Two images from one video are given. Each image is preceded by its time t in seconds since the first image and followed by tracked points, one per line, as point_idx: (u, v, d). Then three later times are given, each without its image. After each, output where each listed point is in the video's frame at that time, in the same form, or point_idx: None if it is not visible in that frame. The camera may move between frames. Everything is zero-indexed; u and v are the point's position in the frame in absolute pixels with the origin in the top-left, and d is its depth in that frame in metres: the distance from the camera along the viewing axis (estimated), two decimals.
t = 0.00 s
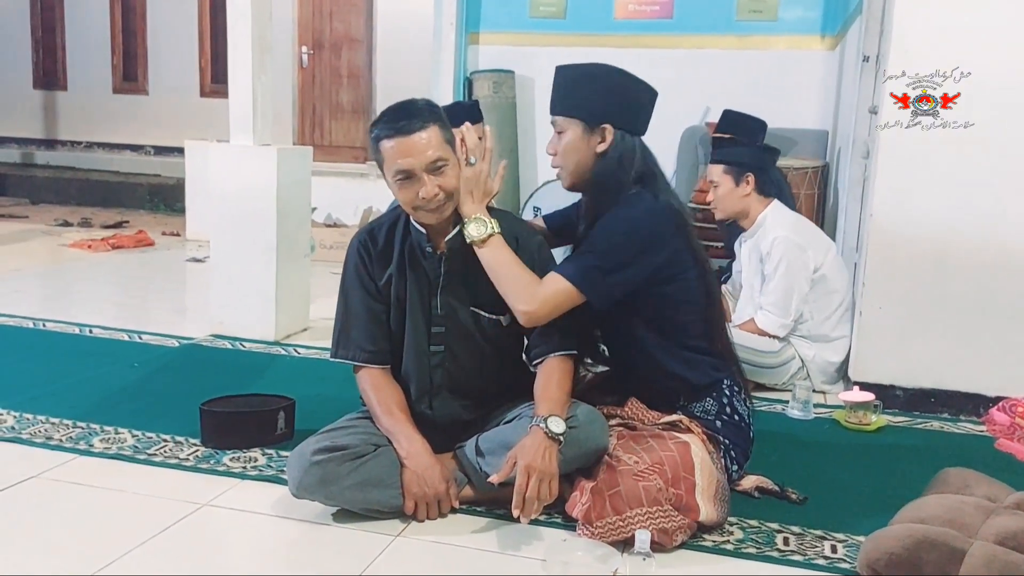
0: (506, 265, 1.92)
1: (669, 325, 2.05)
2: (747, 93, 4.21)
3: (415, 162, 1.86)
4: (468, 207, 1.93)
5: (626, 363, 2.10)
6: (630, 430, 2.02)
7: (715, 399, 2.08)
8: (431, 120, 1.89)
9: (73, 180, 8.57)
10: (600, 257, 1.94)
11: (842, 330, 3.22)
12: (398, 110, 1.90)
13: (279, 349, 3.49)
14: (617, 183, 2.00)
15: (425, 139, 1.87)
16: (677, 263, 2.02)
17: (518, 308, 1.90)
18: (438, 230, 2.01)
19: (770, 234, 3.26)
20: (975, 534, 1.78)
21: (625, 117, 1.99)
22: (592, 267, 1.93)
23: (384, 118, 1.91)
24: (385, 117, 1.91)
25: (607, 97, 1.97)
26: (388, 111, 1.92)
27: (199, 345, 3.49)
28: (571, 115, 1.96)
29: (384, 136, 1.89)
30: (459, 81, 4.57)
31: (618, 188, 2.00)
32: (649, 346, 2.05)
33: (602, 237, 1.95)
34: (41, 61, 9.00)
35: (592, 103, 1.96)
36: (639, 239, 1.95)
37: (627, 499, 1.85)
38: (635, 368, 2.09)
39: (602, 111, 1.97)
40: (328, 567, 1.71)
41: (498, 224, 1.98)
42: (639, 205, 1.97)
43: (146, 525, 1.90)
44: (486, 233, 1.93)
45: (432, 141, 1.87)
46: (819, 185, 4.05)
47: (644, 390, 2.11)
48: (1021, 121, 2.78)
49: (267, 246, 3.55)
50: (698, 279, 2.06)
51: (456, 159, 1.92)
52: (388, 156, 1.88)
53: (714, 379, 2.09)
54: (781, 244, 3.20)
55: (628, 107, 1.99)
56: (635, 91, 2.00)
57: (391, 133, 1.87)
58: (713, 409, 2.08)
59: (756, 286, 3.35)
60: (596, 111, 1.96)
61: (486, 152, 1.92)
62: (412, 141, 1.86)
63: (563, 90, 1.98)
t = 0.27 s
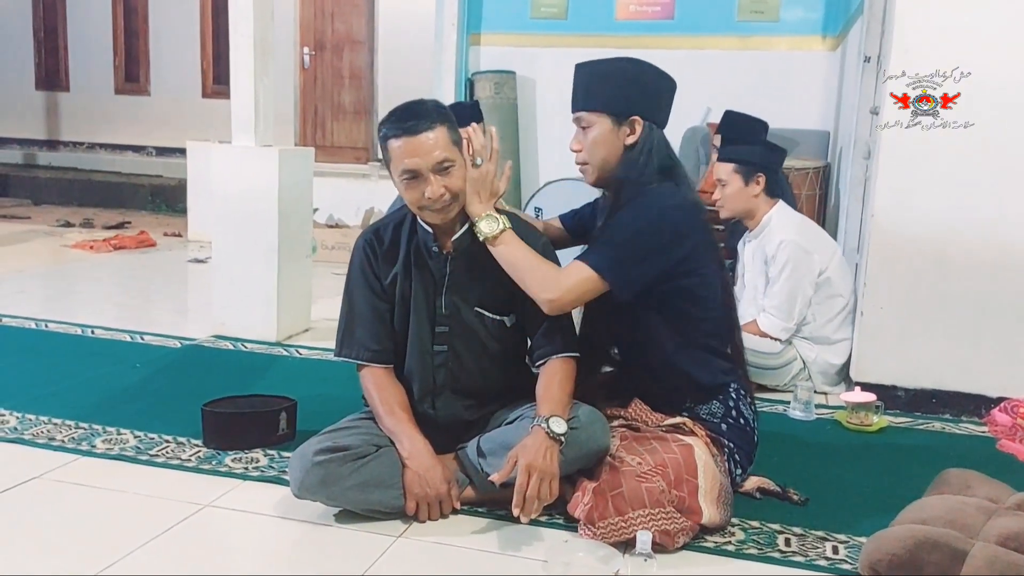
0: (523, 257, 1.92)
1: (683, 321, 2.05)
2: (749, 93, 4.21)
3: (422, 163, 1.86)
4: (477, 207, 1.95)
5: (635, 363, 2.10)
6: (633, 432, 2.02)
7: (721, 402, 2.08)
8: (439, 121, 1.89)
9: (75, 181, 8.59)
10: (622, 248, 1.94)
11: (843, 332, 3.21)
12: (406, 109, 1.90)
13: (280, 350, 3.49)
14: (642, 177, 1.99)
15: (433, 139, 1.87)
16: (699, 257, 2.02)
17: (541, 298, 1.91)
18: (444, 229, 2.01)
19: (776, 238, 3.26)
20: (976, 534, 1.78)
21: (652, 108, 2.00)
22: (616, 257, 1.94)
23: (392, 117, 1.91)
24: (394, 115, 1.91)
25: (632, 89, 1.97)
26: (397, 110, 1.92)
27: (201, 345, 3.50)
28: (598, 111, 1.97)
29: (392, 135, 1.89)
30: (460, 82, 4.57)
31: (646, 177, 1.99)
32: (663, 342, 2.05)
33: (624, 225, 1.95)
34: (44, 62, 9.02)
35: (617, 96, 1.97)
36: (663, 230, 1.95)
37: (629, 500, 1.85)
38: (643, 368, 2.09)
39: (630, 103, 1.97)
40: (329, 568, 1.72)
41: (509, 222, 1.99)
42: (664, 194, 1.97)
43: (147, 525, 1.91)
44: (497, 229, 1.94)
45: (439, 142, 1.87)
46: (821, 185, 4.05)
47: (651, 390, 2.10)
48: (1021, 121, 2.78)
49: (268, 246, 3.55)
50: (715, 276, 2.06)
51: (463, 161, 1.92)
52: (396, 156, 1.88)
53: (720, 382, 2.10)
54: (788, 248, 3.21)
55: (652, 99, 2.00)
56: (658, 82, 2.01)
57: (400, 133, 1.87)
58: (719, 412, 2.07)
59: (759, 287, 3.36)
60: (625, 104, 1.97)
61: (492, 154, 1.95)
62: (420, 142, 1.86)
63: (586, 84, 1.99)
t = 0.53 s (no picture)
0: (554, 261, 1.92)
1: (694, 321, 2.05)
2: (750, 93, 4.21)
3: (427, 163, 1.86)
4: (504, 210, 1.96)
5: (639, 362, 2.10)
6: (635, 432, 2.02)
7: (724, 402, 2.08)
8: (442, 121, 1.90)
9: (76, 181, 8.60)
10: (649, 243, 1.93)
11: (845, 332, 3.21)
12: (410, 110, 1.90)
13: (282, 350, 3.49)
14: (660, 171, 2.00)
15: (437, 139, 1.87)
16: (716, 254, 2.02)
17: (571, 302, 1.91)
18: (447, 229, 2.02)
19: (777, 238, 3.26)
20: (978, 534, 1.78)
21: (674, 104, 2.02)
22: (641, 255, 1.93)
23: (395, 118, 1.91)
24: (397, 116, 1.91)
25: (653, 84, 1.99)
26: (400, 110, 1.93)
27: (203, 346, 3.50)
28: (624, 99, 1.98)
29: (396, 136, 1.89)
30: (461, 82, 4.57)
31: (661, 174, 2.00)
32: (673, 343, 2.04)
33: (649, 223, 1.94)
34: (45, 62, 9.03)
35: (639, 90, 1.98)
36: (683, 225, 1.94)
37: (630, 500, 1.85)
38: (648, 368, 2.08)
39: (652, 97, 1.99)
40: (331, 568, 1.72)
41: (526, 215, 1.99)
42: (681, 191, 1.98)
43: (149, 525, 1.91)
44: (526, 234, 1.93)
45: (444, 143, 1.88)
46: (822, 185, 4.05)
47: (654, 390, 2.10)
48: (1022, 121, 2.78)
49: (270, 246, 3.56)
50: (727, 274, 2.06)
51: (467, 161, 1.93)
52: (401, 156, 1.88)
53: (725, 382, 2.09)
54: (789, 248, 3.21)
55: (675, 94, 2.02)
56: (681, 80, 2.03)
57: (404, 133, 1.88)
58: (722, 412, 2.07)
59: (760, 288, 3.36)
60: (648, 97, 1.98)
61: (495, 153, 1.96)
62: (425, 142, 1.87)
63: (611, 76, 2.00)
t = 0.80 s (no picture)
0: (568, 252, 1.91)
1: (700, 322, 2.04)
2: (752, 94, 4.21)
3: (433, 160, 1.86)
4: (513, 199, 1.96)
5: (644, 362, 2.09)
6: (637, 433, 2.02)
7: (728, 404, 2.07)
8: (448, 120, 1.90)
9: (77, 181, 8.60)
10: (659, 242, 1.92)
11: (846, 331, 3.21)
12: (416, 109, 1.91)
13: (283, 350, 3.50)
14: (671, 167, 1.99)
15: (443, 137, 1.87)
16: (725, 256, 2.02)
17: (585, 291, 1.90)
18: (451, 228, 2.02)
19: (777, 239, 3.27)
20: (978, 534, 1.78)
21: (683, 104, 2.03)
22: (656, 247, 1.92)
23: (401, 116, 1.92)
24: (404, 114, 1.92)
25: (662, 84, 1.99)
26: (406, 108, 1.93)
27: (203, 346, 3.50)
28: (633, 98, 1.98)
29: (402, 134, 1.89)
30: (462, 82, 4.58)
31: (674, 171, 1.99)
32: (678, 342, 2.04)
33: (666, 217, 1.93)
34: (46, 63, 9.04)
35: (649, 88, 1.98)
36: (697, 220, 1.94)
37: (632, 500, 1.85)
38: (654, 367, 2.08)
39: (661, 96, 1.99)
40: (331, 568, 1.72)
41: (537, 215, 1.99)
42: (692, 188, 1.98)
43: (149, 525, 1.91)
44: (540, 220, 1.91)
45: (449, 140, 1.88)
46: (823, 186, 4.05)
47: (659, 390, 2.09)
48: (1022, 121, 2.78)
49: (270, 247, 3.56)
50: (735, 275, 2.07)
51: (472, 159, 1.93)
52: (406, 154, 1.88)
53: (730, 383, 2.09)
54: (789, 248, 3.21)
55: (685, 95, 2.03)
56: (690, 82, 2.04)
57: (409, 131, 1.88)
58: (726, 413, 2.07)
59: (760, 288, 3.36)
60: (658, 95, 1.98)
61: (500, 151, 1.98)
62: (430, 140, 1.86)
63: (620, 73, 2.00)
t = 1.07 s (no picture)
0: (564, 253, 1.91)
1: (700, 322, 2.04)
2: (752, 94, 4.20)
3: (436, 158, 1.86)
4: (506, 200, 1.94)
5: (644, 362, 2.09)
6: (638, 432, 2.02)
7: (728, 403, 2.07)
8: (451, 118, 1.90)
9: (77, 181, 8.60)
10: (660, 242, 1.91)
11: (846, 331, 3.20)
12: (419, 108, 1.91)
13: (284, 349, 3.50)
14: (672, 166, 1.99)
15: (446, 135, 1.87)
16: (725, 256, 2.02)
17: (579, 291, 1.90)
18: (453, 227, 2.02)
19: (777, 239, 3.26)
20: (979, 534, 1.78)
21: (683, 104, 2.03)
22: (655, 247, 1.91)
23: (405, 115, 1.91)
24: (407, 113, 1.91)
25: (663, 84, 1.99)
26: (410, 107, 1.93)
27: (204, 345, 3.50)
28: (633, 98, 1.98)
29: (405, 132, 1.89)
30: (462, 82, 4.58)
31: (674, 171, 1.99)
32: (678, 342, 2.03)
33: (666, 217, 1.93)
34: (47, 62, 9.04)
35: (650, 87, 1.98)
36: (697, 220, 1.94)
37: (633, 500, 1.85)
38: (654, 367, 2.08)
39: (662, 95, 1.99)
40: (332, 568, 1.72)
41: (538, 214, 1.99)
42: (693, 187, 1.97)
43: (150, 525, 1.91)
44: (534, 220, 1.92)
45: (453, 138, 1.88)
46: (824, 185, 4.04)
47: (659, 389, 2.09)
48: (1022, 121, 2.78)
49: (271, 246, 3.56)
50: (735, 276, 2.07)
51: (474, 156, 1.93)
52: (410, 152, 1.88)
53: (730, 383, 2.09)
54: (790, 248, 3.21)
55: (687, 95, 2.03)
56: (692, 82, 2.05)
57: (413, 129, 1.87)
58: (726, 413, 2.06)
59: (761, 288, 3.36)
60: (659, 95, 1.98)
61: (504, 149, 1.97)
62: (433, 138, 1.86)
63: (621, 72, 2.00)
